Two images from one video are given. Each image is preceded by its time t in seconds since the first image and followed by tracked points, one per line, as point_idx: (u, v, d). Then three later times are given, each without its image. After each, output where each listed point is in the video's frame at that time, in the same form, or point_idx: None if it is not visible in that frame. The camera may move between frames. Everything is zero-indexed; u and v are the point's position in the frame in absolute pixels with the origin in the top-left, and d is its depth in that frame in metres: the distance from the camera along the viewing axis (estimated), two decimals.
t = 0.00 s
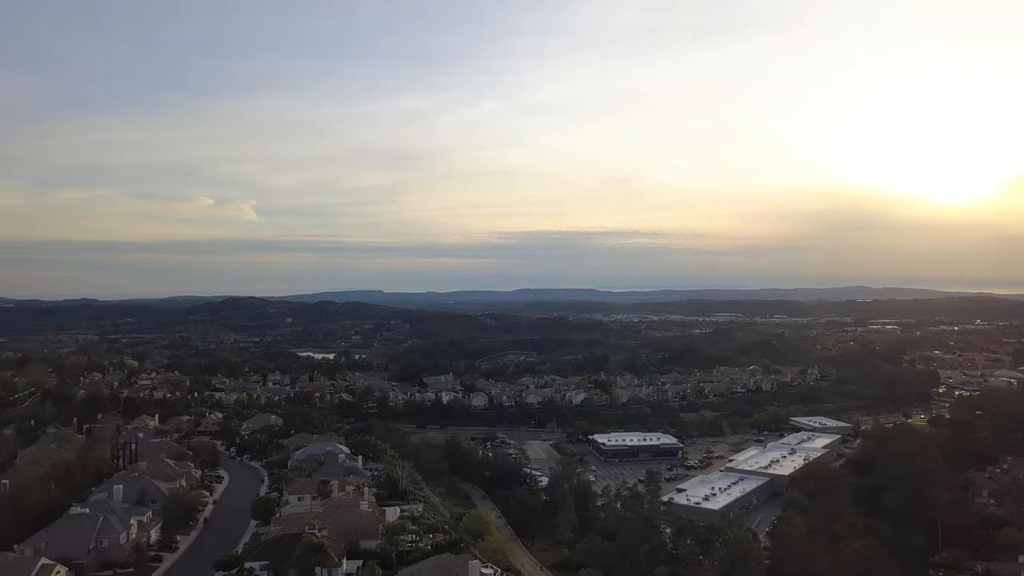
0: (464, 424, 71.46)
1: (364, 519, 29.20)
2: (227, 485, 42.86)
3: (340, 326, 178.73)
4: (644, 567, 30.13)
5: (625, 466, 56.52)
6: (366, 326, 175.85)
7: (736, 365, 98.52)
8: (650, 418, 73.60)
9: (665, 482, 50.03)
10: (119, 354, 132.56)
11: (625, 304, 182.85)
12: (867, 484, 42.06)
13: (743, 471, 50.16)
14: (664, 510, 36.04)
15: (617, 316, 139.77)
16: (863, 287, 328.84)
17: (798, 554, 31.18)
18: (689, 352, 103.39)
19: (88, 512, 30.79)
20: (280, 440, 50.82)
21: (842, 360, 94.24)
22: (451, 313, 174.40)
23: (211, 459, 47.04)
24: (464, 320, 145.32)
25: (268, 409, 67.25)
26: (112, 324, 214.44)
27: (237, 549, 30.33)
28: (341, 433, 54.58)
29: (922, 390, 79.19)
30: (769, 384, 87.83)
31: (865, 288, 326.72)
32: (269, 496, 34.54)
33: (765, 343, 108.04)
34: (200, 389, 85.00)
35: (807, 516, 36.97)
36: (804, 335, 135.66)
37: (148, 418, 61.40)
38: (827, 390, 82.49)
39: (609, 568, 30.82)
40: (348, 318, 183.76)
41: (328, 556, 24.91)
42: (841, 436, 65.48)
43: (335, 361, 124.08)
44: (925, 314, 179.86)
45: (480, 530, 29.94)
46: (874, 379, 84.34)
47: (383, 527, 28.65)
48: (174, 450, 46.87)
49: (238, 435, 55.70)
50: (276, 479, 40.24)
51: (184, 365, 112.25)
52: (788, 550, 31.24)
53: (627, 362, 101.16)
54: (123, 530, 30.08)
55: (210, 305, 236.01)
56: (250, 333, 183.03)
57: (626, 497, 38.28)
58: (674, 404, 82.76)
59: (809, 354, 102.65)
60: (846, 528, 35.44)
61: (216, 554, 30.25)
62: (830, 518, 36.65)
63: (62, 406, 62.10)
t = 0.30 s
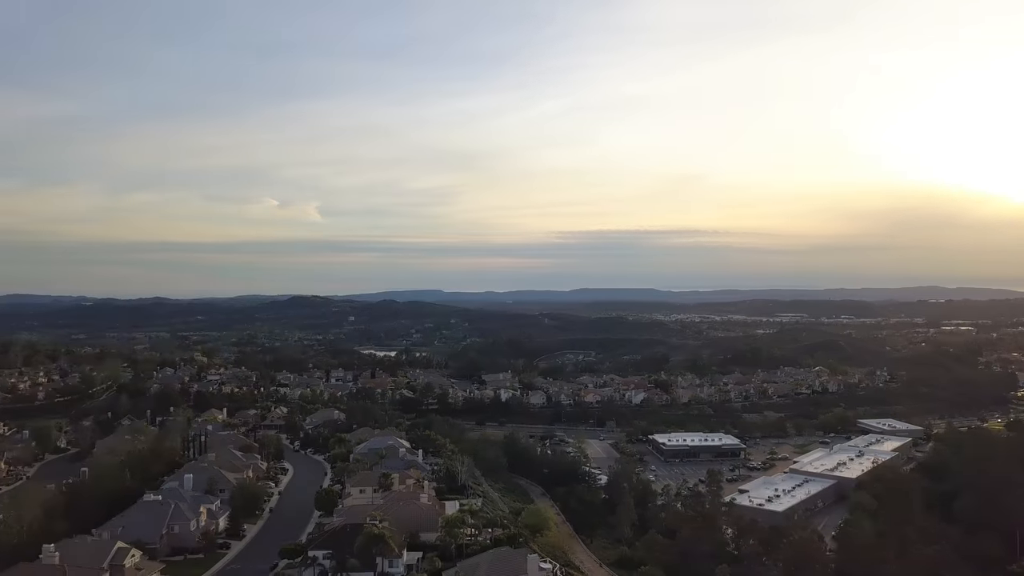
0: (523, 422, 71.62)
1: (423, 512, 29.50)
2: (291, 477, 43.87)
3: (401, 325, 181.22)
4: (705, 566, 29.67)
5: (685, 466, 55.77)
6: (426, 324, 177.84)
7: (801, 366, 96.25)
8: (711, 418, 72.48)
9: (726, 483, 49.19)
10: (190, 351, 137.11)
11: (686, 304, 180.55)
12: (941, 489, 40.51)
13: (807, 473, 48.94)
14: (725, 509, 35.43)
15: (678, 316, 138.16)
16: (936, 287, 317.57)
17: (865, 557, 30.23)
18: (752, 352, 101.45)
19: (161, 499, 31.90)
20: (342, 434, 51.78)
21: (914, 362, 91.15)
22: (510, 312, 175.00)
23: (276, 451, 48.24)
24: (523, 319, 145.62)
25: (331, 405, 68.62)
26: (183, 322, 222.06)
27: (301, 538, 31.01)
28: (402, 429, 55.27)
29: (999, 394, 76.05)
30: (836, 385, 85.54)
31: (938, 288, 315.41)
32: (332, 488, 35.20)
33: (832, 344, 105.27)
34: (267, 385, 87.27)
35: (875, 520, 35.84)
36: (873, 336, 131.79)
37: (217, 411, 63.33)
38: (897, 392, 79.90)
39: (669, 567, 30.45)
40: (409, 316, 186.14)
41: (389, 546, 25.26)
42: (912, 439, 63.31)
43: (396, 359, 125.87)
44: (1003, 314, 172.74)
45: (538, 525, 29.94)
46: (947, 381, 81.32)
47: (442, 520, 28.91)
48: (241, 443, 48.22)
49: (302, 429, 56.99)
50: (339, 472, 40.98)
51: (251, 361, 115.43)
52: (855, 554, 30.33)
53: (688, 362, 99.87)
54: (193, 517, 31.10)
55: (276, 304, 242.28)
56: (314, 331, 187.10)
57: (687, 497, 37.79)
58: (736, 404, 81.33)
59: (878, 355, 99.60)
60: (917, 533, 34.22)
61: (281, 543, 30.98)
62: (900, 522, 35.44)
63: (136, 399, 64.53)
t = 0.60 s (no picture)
0: (583, 420, 71.43)
1: (483, 506, 29.69)
2: (354, 470, 44.62)
3: (462, 323, 182.78)
4: (769, 568, 29.04)
5: (749, 467, 54.74)
6: (487, 323, 178.98)
7: (870, 368, 93.39)
8: (776, 420, 70.99)
9: (792, 485, 48.03)
10: (258, 347, 141.07)
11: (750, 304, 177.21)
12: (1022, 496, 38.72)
13: (877, 476, 47.45)
14: (790, 511, 34.63)
15: (742, 316, 135.70)
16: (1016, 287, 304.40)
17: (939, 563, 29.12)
18: (819, 353, 98.94)
19: (229, 489, 32.86)
20: (404, 429, 52.46)
21: (992, 364, 87.53)
22: (570, 311, 174.64)
23: (340, 446, 49.14)
24: (583, 318, 145.17)
25: (393, 401, 69.66)
26: (252, 320, 228.58)
27: (364, 530, 31.52)
28: (462, 425, 55.65)
29: None
30: (908, 387, 82.76)
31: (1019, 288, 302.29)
32: (394, 481, 35.70)
33: (903, 345, 101.90)
34: (331, 381, 89.10)
35: (950, 525, 34.52)
36: (948, 337, 126.98)
37: (283, 406, 64.98)
38: (974, 394, 76.85)
39: (732, 567, 29.92)
40: (469, 313, 187.56)
41: (449, 539, 25.55)
42: (990, 444, 60.75)
43: (457, 357, 126.97)
44: None
45: (598, 522, 29.77)
46: None
47: (502, 514, 29.02)
48: (306, 436, 49.36)
49: (364, 424, 57.99)
50: (400, 466, 41.55)
51: (315, 358, 118.07)
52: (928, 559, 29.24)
53: (752, 363, 98.03)
54: (260, 506, 31.93)
55: (340, 302, 247.24)
56: (377, 329, 190.27)
57: (750, 498, 37.07)
58: (802, 406, 79.44)
59: (953, 356, 95.92)
60: (996, 539, 32.79)
61: (344, 534, 31.55)
62: (977, 528, 34.02)
63: (207, 393, 66.66)
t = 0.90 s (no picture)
0: (644, 420, 70.83)
1: (543, 500, 29.74)
2: (416, 464, 45.21)
3: (522, 323, 183.19)
4: (836, 570, 28.35)
5: (816, 470, 53.41)
6: (546, 323, 179.09)
7: (945, 370, 90.03)
8: (845, 422, 69.04)
9: (861, 489, 46.66)
10: (322, 345, 144.15)
11: (818, 304, 172.79)
12: None
13: (952, 481, 45.73)
14: (859, 513, 33.67)
15: (808, 316, 132.46)
16: None
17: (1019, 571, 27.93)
18: (890, 355, 95.79)
19: (296, 480, 33.73)
20: (465, 426, 52.92)
21: None
22: (631, 310, 173.27)
23: (402, 440, 49.83)
24: (644, 318, 143.86)
25: (453, 397, 70.34)
26: (317, 318, 233.58)
27: (425, 522, 31.92)
28: (523, 423, 55.78)
29: None
30: (985, 390, 79.50)
31: None
32: (454, 476, 36.03)
33: (981, 347, 97.89)
34: (393, 378, 90.42)
35: None
36: None
37: (347, 401, 66.29)
38: None
39: (797, 569, 29.32)
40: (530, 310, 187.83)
41: (509, 533, 25.75)
42: None
43: (517, 355, 127.35)
44: None
45: (660, 520, 29.51)
46: None
47: (562, 510, 29.04)
48: (370, 431, 50.23)
49: (426, 420, 58.71)
50: (461, 461, 41.93)
51: (378, 355, 120.06)
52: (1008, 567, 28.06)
53: (819, 364, 95.59)
54: (325, 497, 32.61)
55: (402, 301, 250.72)
56: (437, 328, 192.23)
57: (817, 499, 36.20)
58: (872, 408, 77.11)
59: None
60: None
61: (406, 526, 32.02)
62: None
63: (275, 389, 68.52)
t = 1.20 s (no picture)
0: (707, 420, 69.70)
1: (604, 498, 29.54)
2: (477, 460, 45.51)
3: (582, 323, 182.38)
4: None
5: (887, 473, 51.70)
6: (607, 322, 177.86)
7: None
8: (918, 425, 66.57)
9: (935, 494, 45.01)
10: (384, 343, 146.39)
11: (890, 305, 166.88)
12: None
13: None
14: (933, 518, 32.45)
15: (880, 316, 128.02)
16: None
17: None
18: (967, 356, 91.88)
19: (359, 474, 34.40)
20: (525, 423, 53.06)
21: None
22: (693, 310, 170.68)
23: (463, 436, 50.23)
24: (706, 318, 141.55)
25: (514, 395, 70.57)
26: (379, 317, 237.28)
27: (485, 517, 32.11)
28: (583, 421, 55.58)
29: None
30: None
31: None
32: (515, 472, 36.10)
33: None
34: (455, 375, 91.10)
35: None
36: None
37: (409, 397, 67.20)
38: None
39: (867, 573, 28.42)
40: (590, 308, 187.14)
41: (570, 529, 25.62)
42: None
43: (577, 355, 126.91)
44: None
45: (723, 520, 29.01)
46: None
47: (623, 507, 28.79)
48: (432, 427, 50.82)
49: (486, 417, 59.05)
50: (521, 457, 42.07)
51: (439, 353, 121.25)
52: None
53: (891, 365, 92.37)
54: (387, 490, 33.09)
55: (463, 301, 252.58)
56: (498, 327, 192.97)
57: (888, 503, 35.05)
58: (947, 412, 74.15)
59: None
60: None
61: (467, 520, 32.24)
62: None
63: (339, 385, 69.90)
